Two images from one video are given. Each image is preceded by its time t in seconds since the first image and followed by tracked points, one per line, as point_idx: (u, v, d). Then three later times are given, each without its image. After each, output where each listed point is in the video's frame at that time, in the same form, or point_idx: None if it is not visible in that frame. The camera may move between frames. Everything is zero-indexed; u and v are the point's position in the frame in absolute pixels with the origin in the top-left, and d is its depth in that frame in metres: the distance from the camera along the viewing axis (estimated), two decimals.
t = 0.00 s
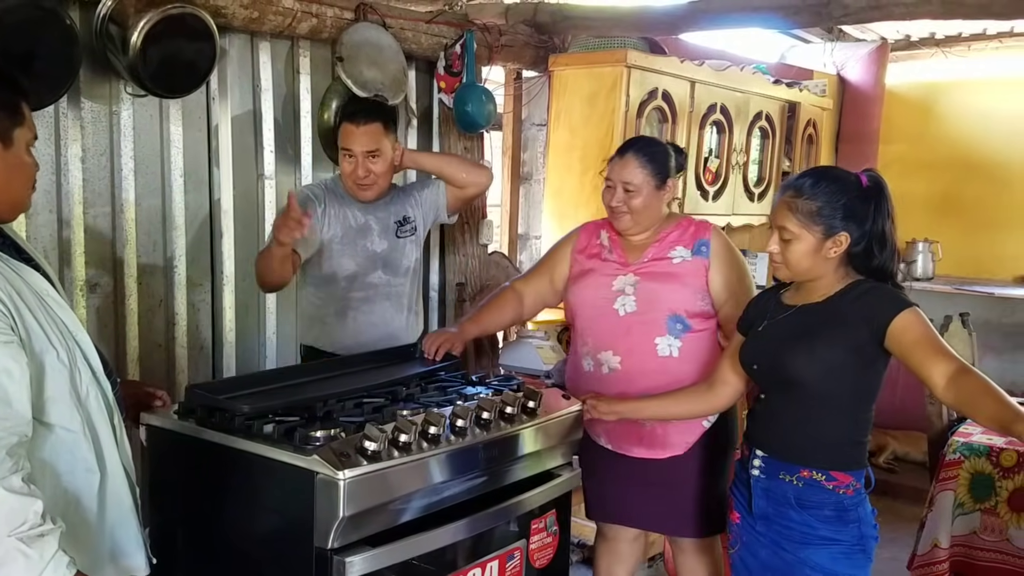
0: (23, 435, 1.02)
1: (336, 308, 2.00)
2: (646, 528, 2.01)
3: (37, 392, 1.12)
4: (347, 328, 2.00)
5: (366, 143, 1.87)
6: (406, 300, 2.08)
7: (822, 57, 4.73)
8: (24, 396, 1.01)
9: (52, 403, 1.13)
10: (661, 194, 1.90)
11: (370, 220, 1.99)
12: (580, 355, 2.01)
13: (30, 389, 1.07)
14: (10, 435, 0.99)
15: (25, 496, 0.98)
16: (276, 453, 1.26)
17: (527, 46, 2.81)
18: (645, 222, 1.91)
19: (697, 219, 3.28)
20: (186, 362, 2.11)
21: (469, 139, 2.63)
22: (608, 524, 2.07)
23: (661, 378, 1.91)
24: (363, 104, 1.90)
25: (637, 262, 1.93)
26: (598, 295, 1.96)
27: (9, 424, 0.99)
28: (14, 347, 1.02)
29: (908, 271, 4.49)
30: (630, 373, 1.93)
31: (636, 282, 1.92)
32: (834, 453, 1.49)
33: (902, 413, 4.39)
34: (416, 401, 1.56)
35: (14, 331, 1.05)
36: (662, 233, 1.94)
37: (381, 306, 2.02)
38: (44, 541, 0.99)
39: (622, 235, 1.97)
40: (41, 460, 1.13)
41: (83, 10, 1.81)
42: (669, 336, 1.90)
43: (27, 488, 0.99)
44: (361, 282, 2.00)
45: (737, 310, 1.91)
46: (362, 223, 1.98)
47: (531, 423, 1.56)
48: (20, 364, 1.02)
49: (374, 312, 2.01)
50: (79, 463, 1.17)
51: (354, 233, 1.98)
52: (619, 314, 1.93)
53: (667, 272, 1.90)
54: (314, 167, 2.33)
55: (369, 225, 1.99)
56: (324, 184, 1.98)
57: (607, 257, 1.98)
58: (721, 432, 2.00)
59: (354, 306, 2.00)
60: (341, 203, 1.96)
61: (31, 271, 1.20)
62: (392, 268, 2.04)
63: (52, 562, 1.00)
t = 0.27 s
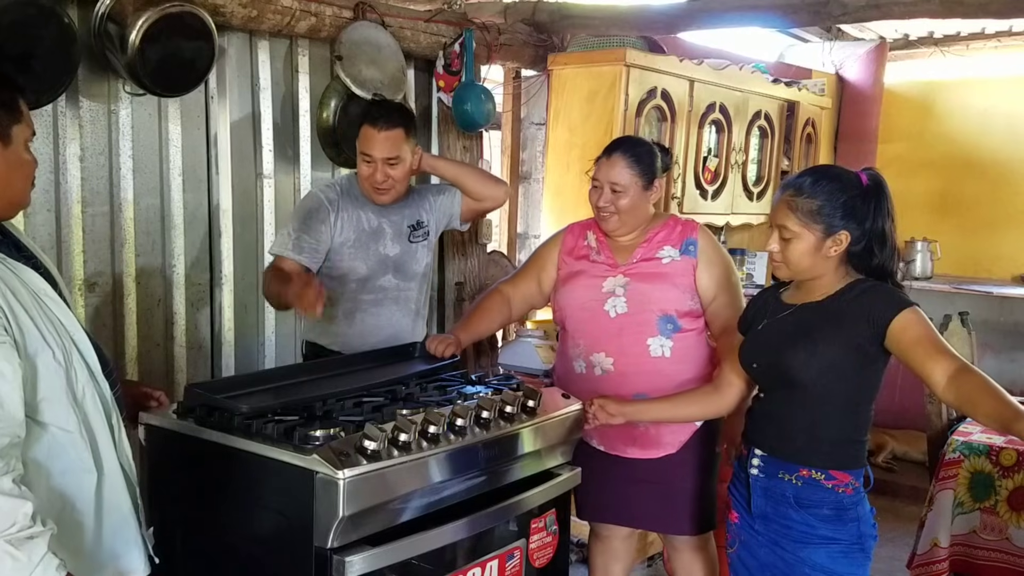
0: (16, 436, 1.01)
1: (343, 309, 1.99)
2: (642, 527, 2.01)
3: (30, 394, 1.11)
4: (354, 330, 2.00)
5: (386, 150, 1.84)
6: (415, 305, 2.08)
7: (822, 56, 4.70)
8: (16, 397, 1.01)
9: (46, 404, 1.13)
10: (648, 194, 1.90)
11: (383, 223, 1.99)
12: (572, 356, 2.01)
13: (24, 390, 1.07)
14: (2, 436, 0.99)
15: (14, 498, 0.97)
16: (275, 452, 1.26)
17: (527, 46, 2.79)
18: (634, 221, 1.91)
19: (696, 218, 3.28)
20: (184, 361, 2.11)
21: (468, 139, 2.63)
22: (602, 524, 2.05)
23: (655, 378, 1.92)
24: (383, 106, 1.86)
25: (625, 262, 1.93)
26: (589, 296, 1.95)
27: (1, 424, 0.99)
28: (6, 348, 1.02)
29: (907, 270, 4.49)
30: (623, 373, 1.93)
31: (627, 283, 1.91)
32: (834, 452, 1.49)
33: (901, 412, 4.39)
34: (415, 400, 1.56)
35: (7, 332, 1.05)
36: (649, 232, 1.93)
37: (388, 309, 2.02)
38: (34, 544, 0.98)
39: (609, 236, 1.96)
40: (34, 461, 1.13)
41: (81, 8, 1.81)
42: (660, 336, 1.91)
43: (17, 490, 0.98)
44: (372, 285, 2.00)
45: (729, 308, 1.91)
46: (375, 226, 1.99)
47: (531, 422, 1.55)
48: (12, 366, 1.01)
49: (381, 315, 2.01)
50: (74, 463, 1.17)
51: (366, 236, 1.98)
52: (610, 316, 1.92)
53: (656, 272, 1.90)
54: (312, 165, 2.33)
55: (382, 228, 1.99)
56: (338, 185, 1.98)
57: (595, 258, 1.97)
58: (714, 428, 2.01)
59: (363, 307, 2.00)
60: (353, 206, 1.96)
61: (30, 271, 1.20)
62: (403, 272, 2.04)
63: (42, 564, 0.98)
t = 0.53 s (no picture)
0: (12, 435, 1.01)
1: (339, 311, 1.99)
2: (640, 527, 2.01)
3: (27, 394, 1.11)
4: (349, 331, 2.00)
5: (384, 157, 1.82)
6: (410, 308, 2.08)
7: (822, 56, 4.68)
8: (12, 397, 1.01)
9: (43, 404, 1.13)
10: (643, 194, 1.90)
11: (380, 227, 1.98)
12: (568, 356, 2.00)
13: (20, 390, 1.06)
14: None
15: (8, 498, 0.95)
16: (275, 451, 1.26)
17: (527, 45, 2.80)
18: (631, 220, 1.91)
19: (696, 217, 3.28)
20: (184, 360, 2.11)
21: (468, 138, 2.63)
22: (600, 524, 2.05)
23: (653, 379, 1.92)
24: (382, 112, 1.83)
25: (623, 262, 1.92)
26: (586, 296, 1.95)
27: None
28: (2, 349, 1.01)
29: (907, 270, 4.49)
30: (622, 373, 1.93)
31: (623, 283, 1.91)
32: (834, 451, 1.48)
33: (902, 412, 4.39)
34: (415, 400, 1.56)
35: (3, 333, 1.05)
36: (645, 232, 1.93)
37: (384, 313, 2.02)
38: (27, 544, 0.95)
39: (605, 236, 1.96)
40: (31, 461, 1.13)
41: (81, 8, 1.81)
42: (658, 336, 1.90)
43: (11, 490, 0.97)
44: (367, 289, 2.00)
45: (725, 307, 1.90)
46: (372, 231, 1.98)
47: (530, 422, 1.55)
48: (8, 367, 1.01)
49: (377, 318, 2.01)
50: (71, 463, 1.16)
51: (363, 240, 1.97)
52: (607, 316, 1.92)
53: (651, 272, 1.89)
54: (312, 165, 2.33)
55: (379, 232, 1.98)
56: (335, 187, 1.97)
57: (591, 258, 1.96)
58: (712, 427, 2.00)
59: (359, 311, 2.00)
60: (350, 210, 1.95)
61: (30, 270, 1.20)
62: (398, 275, 2.04)
63: (34, 564, 0.95)
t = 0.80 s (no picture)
0: (11, 431, 1.00)
1: (325, 313, 1.97)
2: (641, 527, 2.00)
3: (25, 390, 1.11)
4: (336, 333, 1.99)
5: (355, 140, 1.82)
6: (393, 304, 2.07)
7: (822, 55, 4.70)
8: (10, 392, 1.00)
9: (41, 401, 1.12)
10: (646, 193, 1.90)
11: (356, 222, 1.97)
12: (568, 355, 2.00)
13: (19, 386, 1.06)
14: None
15: (6, 492, 0.95)
16: (274, 451, 1.25)
17: (528, 44, 2.82)
18: (635, 219, 1.91)
19: (697, 217, 3.27)
20: (184, 359, 2.10)
21: (468, 138, 2.63)
22: (601, 524, 2.05)
23: (654, 378, 1.91)
24: (345, 98, 1.85)
25: (624, 261, 1.92)
26: (587, 295, 1.95)
27: None
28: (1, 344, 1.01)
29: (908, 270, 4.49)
30: (623, 372, 1.93)
31: (625, 281, 1.91)
32: (836, 451, 1.48)
33: (903, 411, 4.38)
34: (416, 399, 1.55)
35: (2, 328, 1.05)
36: (647, 231, 1.93)
37: (367, 311, 2.01)
38: (23, 538, 0.95)
39: (607, 235, 1.95)
40: (28, 457, 1.12)
41: (81, 7, 1.80)
42: (659, 336, 1.90)
43: (9, 484, 0.96)
44: (349, 287, 1.99)
45: (726, 307, 1.91)
46: (349, 226, 1.96)
47: (531, 421, 1.55)
48: (7, 362, 1.01)
49: (361, 317, 2.00)
50: (69, 460, 1.16)
51: (341, 237, 1.95)
52: (609, 314, 1.92)
53: (653, 271, 1.89)
54: (312, 164, 2.33)
55: (356, 228, 1.97)
56: (309, 183, 1.94)
57: (593, 256, 1.96)
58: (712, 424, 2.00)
59: (344, 311, 1.98)
60: (327, 206, 1.93)
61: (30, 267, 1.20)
62: (379, 272, 2.02)
63: (31, 558, 0.95)
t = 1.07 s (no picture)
0: None
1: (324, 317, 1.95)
2: (642, 528, 2.00)
3: (15, 382, 1.11)
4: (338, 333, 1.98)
5: (332, 128, 1.80)
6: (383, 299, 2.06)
7: (823, 56, 4.70)
8: None
9: (32, 394, 1.13)
10: (653, 193, 1.89)
11: (340, 221, 1.92)
12: (570, 355, 1.99)
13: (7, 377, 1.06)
14: None
15: None
16: (272, 451, 1.25)
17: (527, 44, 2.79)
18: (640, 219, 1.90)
19: (697, 217, 3.27)
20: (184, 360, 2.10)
21: (468, 138, 2.63)
22: (601, 525, 2.05)
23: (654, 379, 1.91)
24: (318, 91, 1.84)
25: (627, 262, 1.92)
26: (588, 295, 1.94)
27: None
28: None
29: (909, 270, 4.48)
30: (623, 373, 1.92)
31: (628, 282, 1.90)
32: (836, 451, 1.48)
33: (904, 412, 4.37)
34: (415, 400, 1.55)
35: None
36: (650, 232, 1.92)
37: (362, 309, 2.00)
38: (11, 525, 0.95)
39: (610, 235, 1.95)
40: (19, 450, 1.12)
41: (80, 8, 1.81)
42: (660, 337, 1.90)
43: None
44: (341, 286, 1.97)
45: (728, 307, 1.91)
46: (332, 225, 1.91)
47: (530, 422, 1.55)
48: None
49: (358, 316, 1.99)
50: (60, 453, 1.16)
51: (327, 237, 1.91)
52: (610, 315, 1.92)
53: (657, 272, 1.89)
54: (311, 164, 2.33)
55: (340, 226, 1.93)
56: (286, 186, 1.87)
57: (595, 257, 1.95)
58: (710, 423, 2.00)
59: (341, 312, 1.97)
60: (308, 208, 1.87)
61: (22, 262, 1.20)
62: (366, 267, 2.01)
63: (18, 543, 0.95)
